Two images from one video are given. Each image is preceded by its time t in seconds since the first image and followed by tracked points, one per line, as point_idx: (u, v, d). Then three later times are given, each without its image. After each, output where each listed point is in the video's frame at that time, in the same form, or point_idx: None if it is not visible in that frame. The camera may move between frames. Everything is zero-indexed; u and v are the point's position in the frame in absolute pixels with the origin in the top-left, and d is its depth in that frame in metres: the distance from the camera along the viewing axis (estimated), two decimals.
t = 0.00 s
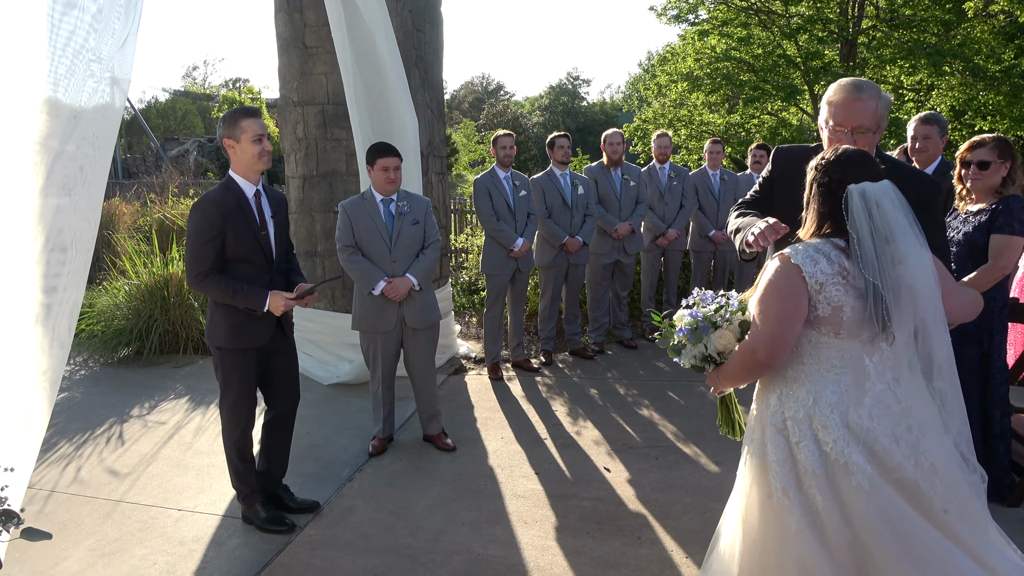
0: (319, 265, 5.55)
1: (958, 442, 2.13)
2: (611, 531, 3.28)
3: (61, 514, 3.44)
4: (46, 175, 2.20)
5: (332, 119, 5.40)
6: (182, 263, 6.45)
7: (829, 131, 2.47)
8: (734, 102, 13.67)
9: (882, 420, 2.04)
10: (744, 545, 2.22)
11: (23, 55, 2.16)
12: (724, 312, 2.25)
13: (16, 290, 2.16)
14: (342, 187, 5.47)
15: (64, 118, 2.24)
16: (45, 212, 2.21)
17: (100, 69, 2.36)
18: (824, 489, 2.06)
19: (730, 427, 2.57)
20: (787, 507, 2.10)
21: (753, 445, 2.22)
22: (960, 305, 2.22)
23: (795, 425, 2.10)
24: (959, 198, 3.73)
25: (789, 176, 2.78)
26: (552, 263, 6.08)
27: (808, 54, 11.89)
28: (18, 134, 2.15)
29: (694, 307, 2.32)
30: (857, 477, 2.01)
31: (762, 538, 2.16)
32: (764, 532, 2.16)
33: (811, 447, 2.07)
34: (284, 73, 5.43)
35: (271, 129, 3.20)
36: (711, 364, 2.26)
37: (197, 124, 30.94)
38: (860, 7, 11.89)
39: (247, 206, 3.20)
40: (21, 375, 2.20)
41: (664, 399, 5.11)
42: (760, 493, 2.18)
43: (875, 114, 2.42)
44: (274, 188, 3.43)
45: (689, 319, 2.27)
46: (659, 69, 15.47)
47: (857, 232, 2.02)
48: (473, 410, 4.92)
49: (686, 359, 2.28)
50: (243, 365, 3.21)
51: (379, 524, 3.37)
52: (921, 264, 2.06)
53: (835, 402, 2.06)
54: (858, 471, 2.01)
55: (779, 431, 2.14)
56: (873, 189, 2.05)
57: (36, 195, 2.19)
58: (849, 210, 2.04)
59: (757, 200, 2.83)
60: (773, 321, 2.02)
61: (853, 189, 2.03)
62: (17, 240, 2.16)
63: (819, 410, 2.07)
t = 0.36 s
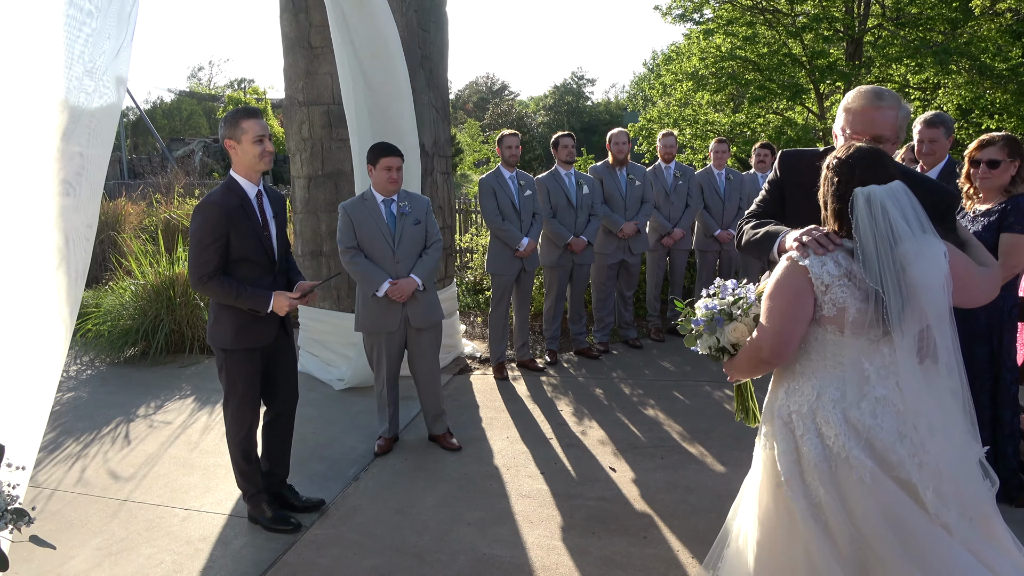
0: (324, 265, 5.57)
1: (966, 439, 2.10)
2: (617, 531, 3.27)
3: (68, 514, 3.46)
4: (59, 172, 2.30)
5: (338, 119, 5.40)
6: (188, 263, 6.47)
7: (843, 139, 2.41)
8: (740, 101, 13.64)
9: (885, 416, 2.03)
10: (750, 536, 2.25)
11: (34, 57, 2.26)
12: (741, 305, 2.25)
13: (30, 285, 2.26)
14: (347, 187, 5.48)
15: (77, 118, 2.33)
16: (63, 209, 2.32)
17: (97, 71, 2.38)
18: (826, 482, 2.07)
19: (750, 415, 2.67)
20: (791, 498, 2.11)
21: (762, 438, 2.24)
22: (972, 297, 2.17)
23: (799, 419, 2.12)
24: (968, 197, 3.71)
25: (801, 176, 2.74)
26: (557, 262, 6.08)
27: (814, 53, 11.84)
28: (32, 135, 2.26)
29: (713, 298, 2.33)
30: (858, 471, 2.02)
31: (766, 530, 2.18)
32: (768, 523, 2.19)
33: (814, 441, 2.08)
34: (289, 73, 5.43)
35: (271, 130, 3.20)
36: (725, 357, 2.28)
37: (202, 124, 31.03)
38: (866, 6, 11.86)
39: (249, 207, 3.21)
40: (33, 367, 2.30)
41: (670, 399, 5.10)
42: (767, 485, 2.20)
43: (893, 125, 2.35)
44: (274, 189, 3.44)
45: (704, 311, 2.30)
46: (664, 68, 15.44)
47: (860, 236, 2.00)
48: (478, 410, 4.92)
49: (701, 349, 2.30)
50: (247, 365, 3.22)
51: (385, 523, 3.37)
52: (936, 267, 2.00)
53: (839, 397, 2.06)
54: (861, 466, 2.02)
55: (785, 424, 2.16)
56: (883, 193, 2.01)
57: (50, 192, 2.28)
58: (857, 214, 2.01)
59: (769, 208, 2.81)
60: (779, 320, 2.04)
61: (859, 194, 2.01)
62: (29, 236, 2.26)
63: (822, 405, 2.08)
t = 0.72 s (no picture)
0: (319, 266, 5.56)
1: (965, 443, 2.11)
2: (613, 531, 3.28)
3: (62, 516, 3.44)
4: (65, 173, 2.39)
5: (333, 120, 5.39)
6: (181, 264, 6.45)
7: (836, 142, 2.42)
8: (734, 102, 13.67)
9: (888, 418, 2.04)
10: (749, 537, 2.26)
11: (39, 62, 2.32)
12: (739, 308, 2.26)
13: (39, 284, 2.35)
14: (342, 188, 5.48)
15: (84, 122, 2.40)
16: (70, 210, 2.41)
17: (92, 73, 2.42)
18: (827, 483, 2.08)
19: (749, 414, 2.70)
20: (792, 499, 2.12)
21: (763, 438, 2.25)
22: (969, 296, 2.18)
23: (801, 421, 2.12)
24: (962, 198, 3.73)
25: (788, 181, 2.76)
26: (552, 263, 6.08)
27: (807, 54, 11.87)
28: (39, 137, 2.33)
29: (710, 301, 2.34)
30: (859, 472, 2.03)
31: (766, 531, 2.19)
32: (768, 524, 2.19)
33: (816, 442, 2.09)
34: (284, 73, 5.41)
35: (264, 130, 3.20)
36: (725, 359, 2.29)
37: (195, 125, 30.93)
38: (859, 7, 11.91)
39: (241, 209, 3.20)
40: (36, 363, 2.38)
41: (665, 399, 5.11)
42: (767, 486, 2.21)
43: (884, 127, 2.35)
44: (267, 190, 3.43)
45: (704, 316, 2.29)
46: (658, 69, 15.46)
47: (862, 240, 2.00)
48: (474, 411, 4.92)
49: (701, 353, 2.31)
50: (241, 367, 3.20)
51: (381, 525, 3.36)
52: (933, 270, 2.03)
53: (841, 399, 2.07)
54: (862, 468, 2.02)
55: (787, 426, 2.17)
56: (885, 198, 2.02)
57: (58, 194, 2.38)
58: (859, 218, 2.01)
59: (758, 216, 2.82)
60: (784, 324, 2.04)
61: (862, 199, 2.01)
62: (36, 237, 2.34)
63: (824, 407, 2.08)
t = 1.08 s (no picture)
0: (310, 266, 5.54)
1: (954, 444, 2.13)
2: (604, 532, 3.27)
3: (49, 519, 3.40)
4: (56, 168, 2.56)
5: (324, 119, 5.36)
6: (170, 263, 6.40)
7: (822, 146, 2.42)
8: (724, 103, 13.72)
9: (880, 420, 2.04)
10: (741, 538, 2.26)
11: (32, 64, 2.49)
12: (730, 308, 2.26)
13: (34, 273, 2.56)
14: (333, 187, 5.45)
15: (78, 122, 2.56)
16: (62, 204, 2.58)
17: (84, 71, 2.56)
18: (819, 484, 2.08)
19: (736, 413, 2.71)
20: (785, 500, 2.13)
21: (755, 440, 2.25)
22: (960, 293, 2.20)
23: (794, 422, 2.13)
24: (953, 199, 3.75)
25: (778, 181, 2.77)
26: (544, 264, 6.08)
27: (797, 56, 11.91)
28: (32, 134, 2.51)
29: (702, 300, 2.34)
30: (851, 474, 2.03)
31: (758, 531, 2.19)
32: (760, 524, 2.19)
33: (808, 444, 2.09)
34: (275, 72, 5.37)
35: (255, 130, 3.17)
36: (717, 360, 2.29)
37: (184, 123, 30.72)
38: (848, 10, 11.98)
39: (232, 208, 3.17)
40: (31, 344, 2.62)
41: (656, 399, 5.12)
42: (760, 487, 2.21)
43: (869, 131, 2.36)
44: (257, 189, 3.41)
45: (697, 316, 2.28)
46: (649, 69, 15.49)
47: (857, 243, 2.01)
48: (465, 412, 4.91)
49: (692, 352, 2.31)
50: (233, 367, 3.18)
51: (372, 526, 3.35)
52: (922, 271, 2.05)
53: (833, 401, 2.07)
54: (855, 469, 2.03)
55: (779, 427, 2.17)
56: (877, 200, 2.03)
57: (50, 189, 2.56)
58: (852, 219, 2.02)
59: (749, 219, 2.82)
60: (780, 325, 2.04)
61: (855, 201, 2.02)
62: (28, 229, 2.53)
63: (817, 409, 2.08)
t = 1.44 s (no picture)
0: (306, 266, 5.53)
1: (954, 443, 2.13)
2: (602, 533, 3.27)
3: (43, 522, 3.38)
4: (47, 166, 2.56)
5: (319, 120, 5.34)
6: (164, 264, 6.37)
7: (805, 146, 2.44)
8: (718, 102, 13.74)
9: (880, 418, 2.04)
10: (742, 538, 2.26)
11: (29, 63, 2.48)
12: (729, 310, 2.27)
13: (30, 272, 2.56)
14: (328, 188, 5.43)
15: (68, 121, 2.56)
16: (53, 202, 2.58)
17: (73, 70, 2.55)
18: (821, 483, 2.09)
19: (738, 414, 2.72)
20: (786, 499, 2.12)
21: (755, 439, 2.24)
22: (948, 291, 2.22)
23: (794, 421, 2.13)
24: (949, 198, 3.76)
25: (762, 190, 2.77)
26: (540, 264, 6.07)
27: (791, 56, 11.94)
28: (24, 135, 2.50)
29: (700, 304, 2.35)
30: (853, 473, 2.03)
31: (759, 531, 2.19)
32: (761, 524, 2.19)
33: (809, 442, 2.10)
34: (269, 72, 5.34)
35: (251, 134, 3.18)
36: (716, 363, 2.28)
37: (178, 124, 30.62)
38: (842, 10, 12.02)
39: (228, 209, 3.15)
40: (25, 342, 2.61)
41: (653, 399, 5.12)
42: (760, 487, 2.20)
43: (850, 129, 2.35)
44: (251, 190, 3.39)
45: (694, 318, 2.29)
46: (643, 69, 15.50)
47: (848, 240, 2.02)
48: (462, 412, 4.90)
49: (692, 355, 2.31)
50: (229, 368, 3.16)
51: (369, 528, 3.34)
52: (915, 267, 2.05)
53: (833, 399, 2.07)
54: (855, 467, 2.03)
55: (780, 426, 2.17)
56: (869, 196, 2.04)
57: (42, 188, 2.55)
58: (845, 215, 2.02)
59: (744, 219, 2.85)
60: (777, 324, 2.03)
61: (845, 198, 2.02)
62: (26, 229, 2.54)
63: (818, 408, 2.09)
